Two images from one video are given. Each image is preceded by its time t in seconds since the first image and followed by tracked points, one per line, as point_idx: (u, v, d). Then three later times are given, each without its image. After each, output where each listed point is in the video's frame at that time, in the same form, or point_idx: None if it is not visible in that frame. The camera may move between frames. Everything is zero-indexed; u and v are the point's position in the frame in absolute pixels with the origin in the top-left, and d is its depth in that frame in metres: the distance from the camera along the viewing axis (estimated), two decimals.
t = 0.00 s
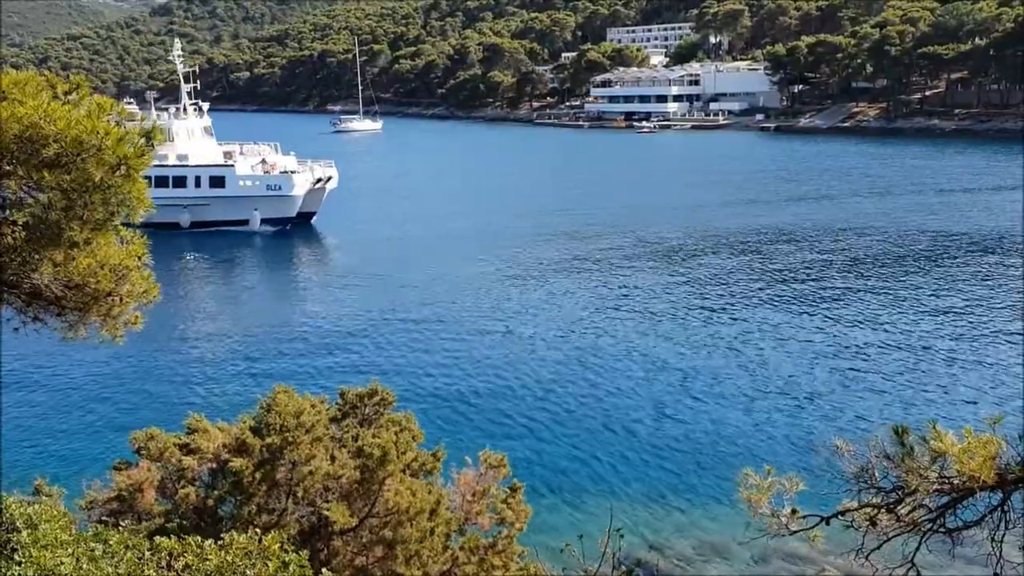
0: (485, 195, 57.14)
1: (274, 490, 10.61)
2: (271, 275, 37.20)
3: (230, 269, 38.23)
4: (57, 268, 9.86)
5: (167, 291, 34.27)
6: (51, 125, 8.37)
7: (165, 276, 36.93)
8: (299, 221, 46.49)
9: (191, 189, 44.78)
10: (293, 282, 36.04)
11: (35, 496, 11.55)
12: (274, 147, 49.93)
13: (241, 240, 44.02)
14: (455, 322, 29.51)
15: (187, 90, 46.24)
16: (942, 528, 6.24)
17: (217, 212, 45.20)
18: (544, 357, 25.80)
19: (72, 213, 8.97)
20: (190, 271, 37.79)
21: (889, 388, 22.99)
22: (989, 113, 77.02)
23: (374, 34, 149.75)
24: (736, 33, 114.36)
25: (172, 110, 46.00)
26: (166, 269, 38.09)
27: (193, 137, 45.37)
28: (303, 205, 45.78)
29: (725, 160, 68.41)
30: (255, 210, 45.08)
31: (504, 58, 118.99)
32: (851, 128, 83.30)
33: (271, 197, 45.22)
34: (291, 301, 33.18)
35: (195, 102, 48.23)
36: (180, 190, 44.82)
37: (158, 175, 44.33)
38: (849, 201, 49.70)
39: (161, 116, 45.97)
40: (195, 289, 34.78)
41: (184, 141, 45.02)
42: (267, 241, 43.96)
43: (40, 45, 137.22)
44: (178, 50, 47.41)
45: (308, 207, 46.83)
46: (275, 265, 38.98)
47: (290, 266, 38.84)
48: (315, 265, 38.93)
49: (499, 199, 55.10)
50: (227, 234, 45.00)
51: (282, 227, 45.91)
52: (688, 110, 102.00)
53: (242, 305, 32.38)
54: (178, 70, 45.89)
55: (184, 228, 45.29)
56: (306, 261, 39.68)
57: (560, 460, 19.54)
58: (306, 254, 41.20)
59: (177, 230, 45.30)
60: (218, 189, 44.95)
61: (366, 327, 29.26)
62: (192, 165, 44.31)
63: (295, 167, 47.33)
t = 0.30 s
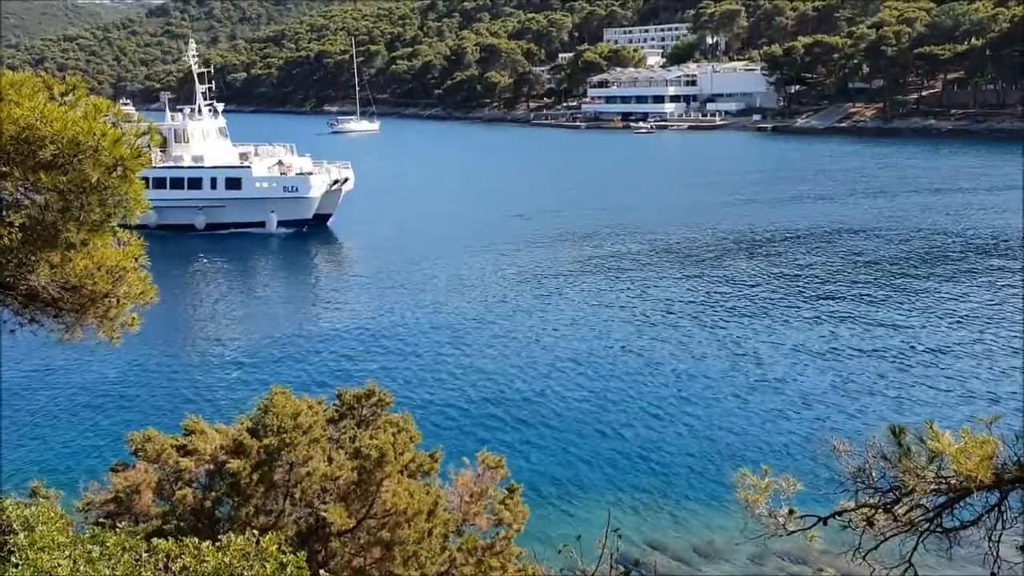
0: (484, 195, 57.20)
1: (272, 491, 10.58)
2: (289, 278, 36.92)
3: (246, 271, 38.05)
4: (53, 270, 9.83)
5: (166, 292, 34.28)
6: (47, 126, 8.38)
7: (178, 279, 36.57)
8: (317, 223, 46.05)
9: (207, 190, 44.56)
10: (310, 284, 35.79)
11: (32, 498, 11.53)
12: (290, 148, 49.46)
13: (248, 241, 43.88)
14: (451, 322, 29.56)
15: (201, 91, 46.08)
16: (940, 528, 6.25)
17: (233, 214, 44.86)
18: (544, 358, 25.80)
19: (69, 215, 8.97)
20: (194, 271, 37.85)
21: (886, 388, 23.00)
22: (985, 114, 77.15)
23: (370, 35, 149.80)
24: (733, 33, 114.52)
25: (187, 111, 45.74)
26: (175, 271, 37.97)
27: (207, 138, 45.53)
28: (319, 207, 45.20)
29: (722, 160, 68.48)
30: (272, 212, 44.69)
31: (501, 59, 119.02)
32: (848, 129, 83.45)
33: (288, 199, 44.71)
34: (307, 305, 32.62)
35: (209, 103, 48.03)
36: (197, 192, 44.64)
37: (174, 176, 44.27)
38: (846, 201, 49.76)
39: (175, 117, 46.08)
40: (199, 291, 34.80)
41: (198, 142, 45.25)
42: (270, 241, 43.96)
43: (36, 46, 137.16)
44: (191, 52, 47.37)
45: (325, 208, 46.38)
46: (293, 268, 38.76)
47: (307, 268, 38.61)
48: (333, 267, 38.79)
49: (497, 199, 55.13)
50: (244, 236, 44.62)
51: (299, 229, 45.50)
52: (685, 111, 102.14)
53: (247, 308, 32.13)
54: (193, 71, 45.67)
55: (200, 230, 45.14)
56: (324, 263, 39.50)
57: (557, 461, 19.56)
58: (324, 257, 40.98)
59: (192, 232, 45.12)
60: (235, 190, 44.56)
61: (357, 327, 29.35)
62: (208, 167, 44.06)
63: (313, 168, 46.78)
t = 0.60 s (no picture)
0: (482, 195, 57.06)
1: (269, 491, 10.58)
2: (303, 278, 36.70)
3: (258, 271, 37.89)
4: (50, 269, 9.82)
5: (163, 292, 34.21)
6: (43, 126, 8.35)
7: (186, 279, 36.41)
8: (332, 223, 45.68)
9: (221, 190, 44.41)
10: (324, 284, 35.51)
11: (29, 497, 11.51)
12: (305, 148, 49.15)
13: (247, 241, 43.71)
14: (449, 323, 29.35)
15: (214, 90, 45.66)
16: (937, 526, 6.26)
17: (248, 214, 44.65)
18: (542, 358, 25.74)
19: (66, 214, 8.95)
20: (195, 271, 37.79)
21: (884, 387, 22.97)
22: (982, 113, 77.14)
23: (367, 34, 149.63)
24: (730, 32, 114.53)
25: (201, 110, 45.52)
26: (178, 271, 37.84)
27: (221, 137, 45.32)
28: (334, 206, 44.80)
29: (718, 159, 68.35)
30: (287, 211, 44.40)
31: (498, 58, 118.70)
32: (845, 128, 83.48)
33: (302, 198, 44.38)
34: (310, 305, 32.47)
35: (222, 101, 47.54)
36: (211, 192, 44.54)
37: (187, 176, 44.25)
38: (842, 200, 49.66)
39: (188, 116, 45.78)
40: (200, 290, 34.74)
41: (212, 141, 45.05)
42: (270, 241, 43.81)
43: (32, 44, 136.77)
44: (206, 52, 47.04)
45: (341, 207, 45.98)
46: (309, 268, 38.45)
47: (322, 268, 38.34)
48: (348, 266, 38.55)
49: (495, 199, 55.01)
50: (258, 236, 44.43)
51: (313, 229, 45.12)
52: (682, 110, 102.18)
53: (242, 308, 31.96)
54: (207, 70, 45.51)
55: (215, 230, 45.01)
56: (339, 262, 39.25)
57: (554, 460, 19.55)
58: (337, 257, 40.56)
59: (207, 232, 45.02)
60: (249, 190, 44.33)
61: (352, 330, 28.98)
62: (222, 166, 43.91)
63: (328, 168, 46.41)
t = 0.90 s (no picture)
0: (480, 195, 57.09)
1: (268, 492, 10.58)
2: (321, 278, 36.56)
3: (274, 272, 37.60)
4: (48, 269, 9.82)
5: (163, 292, 34.28)
6: (42, 127, 8.38)
7: (196, 279, 36.42)
8: (350, 224, 45.50)
9: (238, 191, 44.08)
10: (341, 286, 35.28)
11: (25, 499, 11.47)
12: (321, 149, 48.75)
13: (247, 241, 43.68)
14: (447, 323, 29.37)
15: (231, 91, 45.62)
16: (934, 526, 6.26)
17: (265, 215, 44.39)
18: (543, 358, 25.75)
19: (64, 215, 8.95)
20: (198, 271, 37.84)
21: (882, 387, 22.97)
22: (979, 113, 77.29)
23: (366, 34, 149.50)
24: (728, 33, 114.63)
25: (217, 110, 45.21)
26: (181, 271, 37.90)
27: (238, 137, 45.43)
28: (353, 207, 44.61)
29: (716, 159, 68.44)
30: (304, 213, 44.24)
31: (497, 58, 118.77)
32: (842, 128, 83.59)
33: (321, 200, 44.10)
34: (311, 305, 32.44)
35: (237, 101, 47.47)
36: (228, 193, 44.21)
37: (204, 177, 44.05)
38: (839, 201, 49.62)
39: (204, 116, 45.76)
40: (203, 289, 34.82)
41: (229, 141, 45.12)
42: (272, 241, 43.81)
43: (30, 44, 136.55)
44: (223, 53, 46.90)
45: (359, 209, 45.68)
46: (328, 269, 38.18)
47: (340, 269, 37.97)
48: (366, 266, 38.38)
49: (493, 199, 55.04)
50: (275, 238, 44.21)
51: (332, 230, 44.95)
52: (679, 110, 102.30)
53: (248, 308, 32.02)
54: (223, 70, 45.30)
55: (233, 231, 44.83)
56: (357, 262, 39.09)
57: (555, 460, 19.56)
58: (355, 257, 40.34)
59: (226, 233, 44.82)
60: (267, 191, 44.01)
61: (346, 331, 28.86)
62: (239, 167, 43.57)
63: (346, 168, 46.06)
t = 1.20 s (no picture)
0: (479, 195, 57.06)
1: (267, 492, 10.59)
2: (342, 279, 36.17)
3: (295, 275, 37.07)
4: (48, 269, 9.82)
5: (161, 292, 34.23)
6: (41, 127, 8.36)
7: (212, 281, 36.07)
8: (371, 224, 45.04)
9: (258, 191, 43.46)
10: (362, 286, 35.02)
11: (24, 499, 11.46)
12: (340, 148, 48.25)
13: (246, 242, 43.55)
14: (447, 324, 29.31)
15: (249, 89, 44.97)
16: (934, 525, 6.25)
17: (285, 215, 43.92)
18: (542, 358, 25.78)
19: (63, 215, 8.94)
20: (199, 271, 37.77)
21: (880, 387, 22.96)
22: (978, 113, 77.36)
23: (364, 34, 149.47)
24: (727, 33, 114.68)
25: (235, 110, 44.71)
26: (184, 272, 37.82)
27: (256, 137, 44.82)
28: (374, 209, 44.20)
29: (716, 159, 68.51)
30: (326, 213, 43.75)
31: (496, 57, 118.56)
32: (841, 128, 83.64)
33: (342, 200, 43.64)
34: (316, 304, 32.48)
35: (255, 100, 46.87)
36: (247, 193, 43.64)
37: (223, 177, 43.48)
38: (839, 201, 49.55)
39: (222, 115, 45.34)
40: (204, 290, 34.80)
41: (247, 141, 44.62)
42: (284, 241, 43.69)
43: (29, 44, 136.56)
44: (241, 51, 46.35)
45: (378, 209, 45.24)
46: (350, 271, 37.67)
47: (362, 270, 37.62)
48: (388, 267, 37.97)
49: (492, 199, 55.02)
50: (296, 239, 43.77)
51: (352, 231, 44.56)
52: (679, 110, 102.34)
53: (264, 308, 31.95)
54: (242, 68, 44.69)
55: (252, 231, 44.40)
56: (378, 264, 38.62)
57: (552, 460, 19.58)
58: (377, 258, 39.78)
59: (246, 233, 44.45)
60: (287, 191, 43.41)
61: (339, 334, 28.41)
62: (259, 167, 42.95)
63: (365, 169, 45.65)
